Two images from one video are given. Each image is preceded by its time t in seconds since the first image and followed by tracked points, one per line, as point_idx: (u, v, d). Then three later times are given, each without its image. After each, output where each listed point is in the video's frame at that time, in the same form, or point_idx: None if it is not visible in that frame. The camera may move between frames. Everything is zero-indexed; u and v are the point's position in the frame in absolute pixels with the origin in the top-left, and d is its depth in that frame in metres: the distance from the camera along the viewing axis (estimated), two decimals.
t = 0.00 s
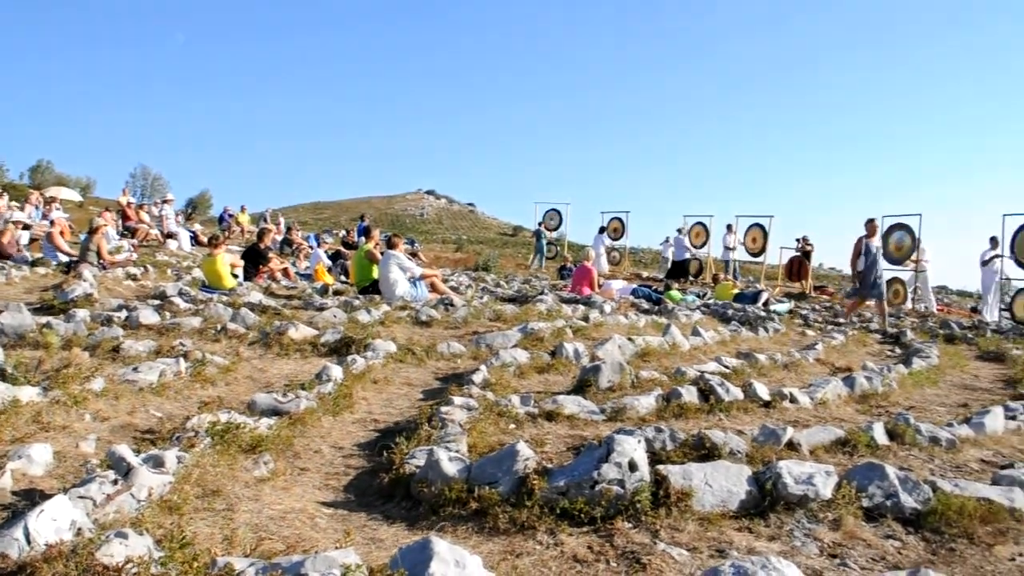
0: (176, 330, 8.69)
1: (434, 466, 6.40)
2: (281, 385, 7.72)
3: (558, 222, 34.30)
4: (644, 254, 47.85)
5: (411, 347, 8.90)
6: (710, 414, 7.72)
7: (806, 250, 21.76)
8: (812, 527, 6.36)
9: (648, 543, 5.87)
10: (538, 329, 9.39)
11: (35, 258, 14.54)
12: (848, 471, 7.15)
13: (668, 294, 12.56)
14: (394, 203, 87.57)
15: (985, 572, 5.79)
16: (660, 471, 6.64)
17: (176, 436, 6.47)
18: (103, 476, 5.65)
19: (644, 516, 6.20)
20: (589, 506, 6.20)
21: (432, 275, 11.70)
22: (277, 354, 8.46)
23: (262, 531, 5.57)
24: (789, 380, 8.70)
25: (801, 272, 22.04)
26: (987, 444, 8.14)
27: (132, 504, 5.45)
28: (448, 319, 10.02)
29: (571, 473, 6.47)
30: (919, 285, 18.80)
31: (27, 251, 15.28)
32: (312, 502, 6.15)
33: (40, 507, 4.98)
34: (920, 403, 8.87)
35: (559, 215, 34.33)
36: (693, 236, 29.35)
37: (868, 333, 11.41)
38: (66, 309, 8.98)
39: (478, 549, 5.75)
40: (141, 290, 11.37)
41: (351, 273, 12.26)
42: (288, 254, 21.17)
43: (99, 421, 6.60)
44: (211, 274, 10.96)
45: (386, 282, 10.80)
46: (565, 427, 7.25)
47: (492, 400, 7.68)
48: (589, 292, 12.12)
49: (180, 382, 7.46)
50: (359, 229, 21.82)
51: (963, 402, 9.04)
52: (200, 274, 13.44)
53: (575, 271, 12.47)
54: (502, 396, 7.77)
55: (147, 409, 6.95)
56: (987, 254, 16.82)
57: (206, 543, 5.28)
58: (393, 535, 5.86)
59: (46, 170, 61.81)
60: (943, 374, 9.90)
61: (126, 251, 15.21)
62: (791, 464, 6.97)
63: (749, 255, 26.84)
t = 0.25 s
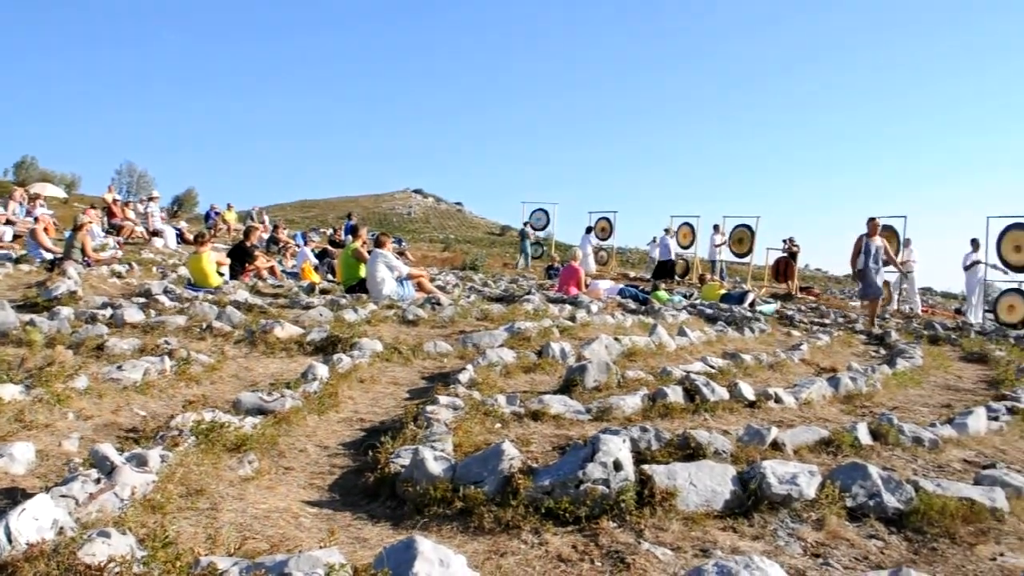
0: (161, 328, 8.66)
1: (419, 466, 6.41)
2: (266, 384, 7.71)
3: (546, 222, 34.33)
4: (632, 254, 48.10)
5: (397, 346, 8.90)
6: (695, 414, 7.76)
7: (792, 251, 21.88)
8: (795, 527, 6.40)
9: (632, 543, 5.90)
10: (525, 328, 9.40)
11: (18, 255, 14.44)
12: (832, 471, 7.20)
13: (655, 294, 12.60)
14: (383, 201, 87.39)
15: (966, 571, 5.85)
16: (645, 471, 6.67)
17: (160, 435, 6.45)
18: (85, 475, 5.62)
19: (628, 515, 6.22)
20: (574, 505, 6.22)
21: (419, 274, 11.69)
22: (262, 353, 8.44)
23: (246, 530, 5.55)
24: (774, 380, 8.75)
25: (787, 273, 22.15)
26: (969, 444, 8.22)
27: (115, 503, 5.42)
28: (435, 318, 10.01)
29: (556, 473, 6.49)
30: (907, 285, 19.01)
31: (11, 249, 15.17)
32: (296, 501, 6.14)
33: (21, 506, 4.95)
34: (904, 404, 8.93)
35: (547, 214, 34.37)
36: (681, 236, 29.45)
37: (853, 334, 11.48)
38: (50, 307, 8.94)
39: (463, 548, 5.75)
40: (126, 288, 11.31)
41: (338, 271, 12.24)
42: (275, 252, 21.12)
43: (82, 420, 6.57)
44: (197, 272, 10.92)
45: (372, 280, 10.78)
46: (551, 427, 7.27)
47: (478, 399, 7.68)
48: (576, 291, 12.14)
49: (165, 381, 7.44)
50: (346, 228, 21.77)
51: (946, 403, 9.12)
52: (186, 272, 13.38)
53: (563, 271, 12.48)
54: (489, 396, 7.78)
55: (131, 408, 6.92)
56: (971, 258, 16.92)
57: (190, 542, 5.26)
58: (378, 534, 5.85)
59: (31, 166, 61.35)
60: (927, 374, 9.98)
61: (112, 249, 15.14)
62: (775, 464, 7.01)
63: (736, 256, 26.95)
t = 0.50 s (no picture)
0: (148, 327, 8.62)
1: (407, 466, 6.40)
2: (254, 384, 7.68)
3: (535, 222, 34.37)
4: (621, 255, 48.22)
5: (386, 346, 8.89)
6: (683, 415, 7.79)
7: (780, 252, 21.97)
8: (782, 527, 6.43)
9: (620, 544, 5.91)
10: (514, 329, 9.41)
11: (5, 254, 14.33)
12: (819, 472, 7.24)
13: (643, 295, 12.64)
14: (373, 201, 87.25)
15: (952, 572, 5.89)
16: (633, 471, 6.68)
17: (147, 434, 6.42)
18: (72, 475, 5.58)
19: (616, 516, 6.24)
20: (561, 506, 6.23)
21: (408, 274, 11.69)
22: (251, 353, 8.41)
23: (233, 530, 5.53)
24: (762, 381, 8.79)
25: (775, 274, 22.25)
26: (955, 446, 8.27)
27: (102, 502, 5.39)
28: (424, 319, 10.01)
29: (544, 473, 6.49)
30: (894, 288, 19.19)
31: None
32: (284, 501, 6.12)
33: (7, 505, 4.90)
34: (891, 405, 8.99)
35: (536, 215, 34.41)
36: (669, 237, 29.56)
37: (840, 335, 11.55)
38: (36, 306, 8.88)
39: (451, 548, 5.75)
40: (114, 287, 11.25)
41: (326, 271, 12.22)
42: (262, 252, 21.06)
43: (68, 419, 6.52)
44: (185, 272, 10.89)
45: (361, 281, 10.76)
46: (539, 428, 7.28)
47: (466, 400, 7.69)
48: (565, 292, 12.16)
49: (152, 380, 7.40)
50: (335, 227, 21.72)
51: (932, 404, 9.18)
52: (174, 271, 13.33)
53: (551, 272, 12.50)
54: (477, 396, 7.79)
55: (118, 407, 6.88)
56: (958, 262, 16.99)
57: (177, 542, 5.23)
58: (365, 534, 5.84)
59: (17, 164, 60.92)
60: (913, 376, 10.04)
61: (99, 248, 15.05)
62: (762, 465, 7.04)
63: (724, 258, 27.05)
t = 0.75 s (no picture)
0: (136, 327, 8.59)
1: (395, 468, 6.40)
2: (242, 385, 7.66)
3: (525, 224, 34.42)
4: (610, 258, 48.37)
5: (374, 347, 8.88)
6: (671, 417, 7.82)
7: (769, 255, 22.08)
8: (769, 529, 6.46)
9: (607, 545, 5.93)
10: (503, 331, 9.42)
11: None
12: (805, 475, 7.28)
13: (632, 298, 12.68)
14: (364, 201, 87.11)
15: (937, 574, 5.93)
16: (621, 473, 6.70)
17: (133, 435, 6.39)
18: (57, 475, 5.55)
19: (604, 518, 6.26)
20: (549, 507, 6.24)
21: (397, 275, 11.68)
22: (239, 353, 8.39)
23: (220, 531, 5.51)
24: (749, 384, 8.83)
25: (764, 277, 22.34)
26: (941, 449, 8.33)
27: (87, 503, 5.36)
28: (413, 320, 10.01)
29: (532, 475, 6.51)
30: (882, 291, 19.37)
31: None
32: (271, 503, 6.11)
33: None
34: (877, 408, 9.05)
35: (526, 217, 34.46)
36: (659, 240, 29.67)
37: (828, 339, 11.61)
38: (23, 305, 8.83)
39: (438, 550, 5.75)
40: (101, 287, 11.21)
41: (315, 272, 12.20)
42: (251, 252, 21.02)
43: (54, 419, 6.49)
44: (173, 272, 10.86)
45: (350, 282, 10.75)
46: (527, 430, 7.29)
47: (455, 401, 7.69)
48: (555, 294, 12.17)
49: (139, 381, 7.37)
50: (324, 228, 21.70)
51: (919, 407, 9.25)
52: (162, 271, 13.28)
53: (540, 274, 12.52)
54: (466, 398, 7.80)
55: (105, 407, 6.85)
56: (945, 267, 17.09)
57: (163, 543, 5.21)
58: (353, 536, 5.83)
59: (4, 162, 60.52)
60: (900, 379, 10.11)
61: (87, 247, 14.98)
62: (749, 467, 7.07)
63: (713, 260, 27.16)
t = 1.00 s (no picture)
0: (121, 331, 8.56)
1: (383, 469, 6.40)
2: (229, 387, 7.65)
3: (513, 223, 34.46)
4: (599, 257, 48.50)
5: (362, 349, 8.88)
6: (659, 415, 7.85)
7: (756, 254, 22.16)
8: (757, 526, 6.50)
9: (595, 544, 5.94)
10: (491, 331, 9.44)
11: None
12: (793, 472, 7.32)
13: (621, 297, 12.72)
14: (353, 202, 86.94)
15: (923, 569, 5.97)
16: (608, 472, 6.73)
17: (119, 439, 6.37)
18: (42, 480, 5.53)
19: (592, 517, 6.28)
20: (537, 507, 6.25)
21: (385, 277, 11.68)
22: (226, 356, 8.38)
23: (207, 535, 5.49)
24: (737, 382, 8.87)
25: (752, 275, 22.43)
26: (928, 444, 8.39)
27: (73, 508, 5.34)
28: (401, 321, 10.02)
29: (520, 475, 6.52)
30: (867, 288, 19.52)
31: None
32: (259, 505, 6.10)
33: None
34: (864, 405, 9.11)
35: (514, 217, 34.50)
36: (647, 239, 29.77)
37: (815, 336, 11.68)
38: (7, 309, 8.78)
39: (427, 551, 5.76)
40: (87, 291, 11.16)
41: (303, 273, 12.18)
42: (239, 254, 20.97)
43: (40, 424, 6.46)
44: (160, 275, 10.82)
45: (337, 283, 10.74)
46: (515, 429, 7.30)
47: (443, 402, 7.70)
48: (543, 294, 12.19)
49: (125, 385, 7.35)
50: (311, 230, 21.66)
51: (905, 403, 9.31)
52: (149, 274, 13.23)
53: (529, 274, 12.54)
54: (454, 398, 7.81)
55: (91, 411, 6.82)
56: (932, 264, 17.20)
57: (150, 547, 5.19)
58: (341, 537, 5.83)
59: None
60: (887, 376, 10.18)
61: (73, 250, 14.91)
62: (737, 465, 7.11)
63: (702, 258, 27.26)
